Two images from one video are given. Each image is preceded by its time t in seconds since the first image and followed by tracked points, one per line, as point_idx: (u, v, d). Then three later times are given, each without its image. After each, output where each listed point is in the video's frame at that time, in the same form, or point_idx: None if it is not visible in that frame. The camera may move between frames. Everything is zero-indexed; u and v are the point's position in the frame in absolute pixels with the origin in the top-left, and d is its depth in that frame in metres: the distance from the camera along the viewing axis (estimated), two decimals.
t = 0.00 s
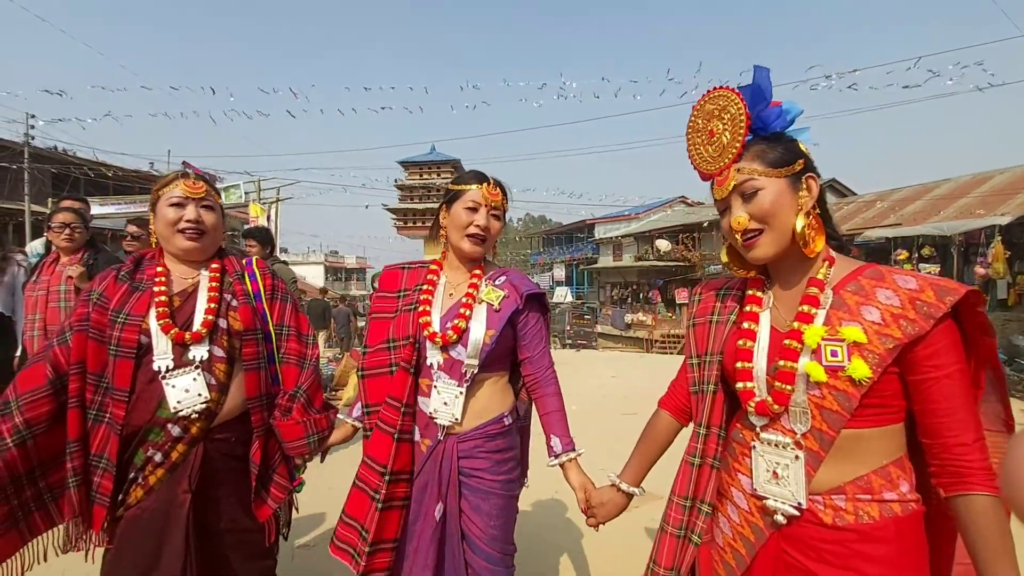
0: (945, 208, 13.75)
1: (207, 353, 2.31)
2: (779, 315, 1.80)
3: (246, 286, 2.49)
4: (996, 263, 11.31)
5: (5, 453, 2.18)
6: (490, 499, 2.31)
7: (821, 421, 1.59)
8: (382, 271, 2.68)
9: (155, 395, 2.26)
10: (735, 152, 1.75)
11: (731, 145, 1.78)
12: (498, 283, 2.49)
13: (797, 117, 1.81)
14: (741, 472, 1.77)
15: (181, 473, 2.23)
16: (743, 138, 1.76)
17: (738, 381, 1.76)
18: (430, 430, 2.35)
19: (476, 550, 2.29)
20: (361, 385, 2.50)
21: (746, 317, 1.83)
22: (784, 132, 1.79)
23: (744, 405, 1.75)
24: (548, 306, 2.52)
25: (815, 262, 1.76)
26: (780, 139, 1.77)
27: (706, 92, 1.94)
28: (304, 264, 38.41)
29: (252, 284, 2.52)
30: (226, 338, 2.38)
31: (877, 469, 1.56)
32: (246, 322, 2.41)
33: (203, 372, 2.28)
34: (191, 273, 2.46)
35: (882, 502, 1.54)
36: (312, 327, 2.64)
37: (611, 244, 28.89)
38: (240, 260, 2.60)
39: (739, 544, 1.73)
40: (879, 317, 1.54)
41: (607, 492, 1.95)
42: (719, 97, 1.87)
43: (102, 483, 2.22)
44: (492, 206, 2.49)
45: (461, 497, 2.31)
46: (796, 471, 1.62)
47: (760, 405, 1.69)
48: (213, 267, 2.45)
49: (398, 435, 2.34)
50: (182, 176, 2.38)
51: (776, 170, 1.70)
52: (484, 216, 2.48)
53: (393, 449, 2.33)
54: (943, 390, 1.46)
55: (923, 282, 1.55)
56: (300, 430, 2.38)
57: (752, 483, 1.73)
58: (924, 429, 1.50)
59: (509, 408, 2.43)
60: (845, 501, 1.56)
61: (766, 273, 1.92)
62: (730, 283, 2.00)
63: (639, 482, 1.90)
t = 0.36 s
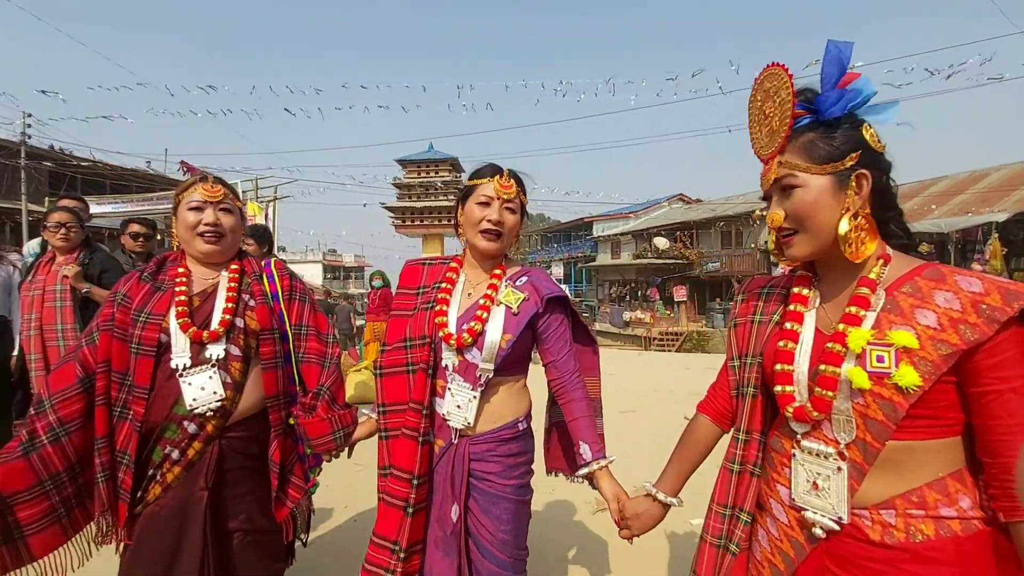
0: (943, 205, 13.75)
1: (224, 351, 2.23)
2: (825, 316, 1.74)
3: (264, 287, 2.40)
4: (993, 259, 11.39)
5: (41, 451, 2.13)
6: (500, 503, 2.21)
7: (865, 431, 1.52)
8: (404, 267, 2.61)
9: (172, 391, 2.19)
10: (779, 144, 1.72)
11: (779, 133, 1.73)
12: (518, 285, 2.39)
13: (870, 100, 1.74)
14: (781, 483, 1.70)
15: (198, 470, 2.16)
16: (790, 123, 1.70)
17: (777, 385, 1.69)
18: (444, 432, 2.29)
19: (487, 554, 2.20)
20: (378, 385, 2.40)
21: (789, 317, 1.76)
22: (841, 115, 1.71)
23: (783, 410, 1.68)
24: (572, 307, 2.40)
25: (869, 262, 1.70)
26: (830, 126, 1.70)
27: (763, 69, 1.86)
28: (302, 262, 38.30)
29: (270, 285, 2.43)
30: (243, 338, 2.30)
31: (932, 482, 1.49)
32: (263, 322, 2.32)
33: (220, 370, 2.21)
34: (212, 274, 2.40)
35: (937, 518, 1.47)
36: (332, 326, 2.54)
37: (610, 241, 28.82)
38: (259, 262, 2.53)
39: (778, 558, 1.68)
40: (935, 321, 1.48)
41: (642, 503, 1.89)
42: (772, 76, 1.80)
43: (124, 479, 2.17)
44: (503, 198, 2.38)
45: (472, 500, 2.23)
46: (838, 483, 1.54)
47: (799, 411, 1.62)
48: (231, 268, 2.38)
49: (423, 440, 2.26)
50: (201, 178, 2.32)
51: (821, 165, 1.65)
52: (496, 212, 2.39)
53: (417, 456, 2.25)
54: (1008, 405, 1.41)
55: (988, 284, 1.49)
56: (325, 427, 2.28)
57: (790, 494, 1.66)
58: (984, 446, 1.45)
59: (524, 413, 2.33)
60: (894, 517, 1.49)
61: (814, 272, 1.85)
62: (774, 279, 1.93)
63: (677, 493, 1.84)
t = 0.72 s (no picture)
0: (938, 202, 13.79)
1: (218, 353, 2.24)
2: (811, 314, 1.76)
3: (259, 287, 2.40)
4: (989, 256, 11.45)
5: (40, 450, 2.13)
6: (492, 504, 2.21)
7: (846, 429, 1.54)
8: (391, 269, 2.62)
9: (167, 391, 2.19)
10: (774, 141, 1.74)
11: (778, 127, 1.75)
12: (509, 284, 2.39)
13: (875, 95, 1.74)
14: (763, 477, 1.72)
15: (193, 470, 2.17)
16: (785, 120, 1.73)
17: (762, 381, 1.71)
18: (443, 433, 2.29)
19: (479, 555, 2.21)
20: (366, 388, 2.37)
21: (777, 313, 1.78)
22: (841, 112, 1.71)
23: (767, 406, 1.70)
24: (563, 305, 2.40)
25: (858, 262, 1.71)
26: (830, 122, 1.71)
27: (770, 58, 1.86)
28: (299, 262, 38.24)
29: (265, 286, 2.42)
30: (238, 339, 2.30)
31: (910, 478, 1.50)
32: (257, 324, 2.32)
33: (213, 372, 2.21)
34: (206, 275, 2.40)
35: (913, 512, 1.48)
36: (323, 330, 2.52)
37: (607, 240, 28.86)
38: (255, 262, 2.51)
39: (760, 551, 1.69)
40: (918, 323, 1.49)
41: (633, 499, 1.89)
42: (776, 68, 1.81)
43: (119, 480, 2.16)
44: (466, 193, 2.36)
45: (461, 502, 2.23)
46: (818, 479, 1.57)
47: (782, 408, 1.65)
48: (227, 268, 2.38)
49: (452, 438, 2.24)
50: (199, 177, 2.33)
51: (812, 164, 1.66)
52: (462, 207, 2.36)
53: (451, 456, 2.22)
54: (991, 405, 1.43)
55: (973, 287, 1.50)
56: (302, 434, 2.28)
57: (772, 488, 1.68)
58: (969, 445, 1.47)
59: (514, 413, 2.33)
60: (872, 511, 1.51)
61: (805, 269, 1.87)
62: (764, 275, 1.94)
63: (669, 488, 1.84)
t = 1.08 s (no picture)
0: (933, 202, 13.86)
1: (190, 357, 2.34)
2: (760, 313, 1.85)
3: (234, 291, 2.50)
4: (984, 255, 11.62)
5: (3, 454, 2.24)
6: (457, 508, 2.31)
7: (787, 421, 1.64)
8: (350, 278, 2.68)
9: (137, 397, 2.29)
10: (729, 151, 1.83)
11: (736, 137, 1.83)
12: (464, 283, 2.45)
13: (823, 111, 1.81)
14: (710, 465, 1.82)
15: (165, 476, 2.28)
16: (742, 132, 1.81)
17: (713, 375, 1.81)
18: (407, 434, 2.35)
19: (447, 561, 2.30)
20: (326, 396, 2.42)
21: (728, 312, 1.88)
22: (793, 126, 1.79)
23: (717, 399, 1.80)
24: (517, 304, 2.49)
25: (805, 266, 1.81)
26: (782, 136, 1.78)
27: (731, 71, 1.93)
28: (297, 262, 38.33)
29: (241, 289, 2.52)
30: (212, 343, 2.41)
31: (836, 464, 1.61)
32: (231, 327, 2.42)
33: (186, 376, 2.31)
34: (180, 277, 2.50)
35: (840, 496, 1.60)
36: (297, 335, 2.64)
37: (604, 240, 29.02)
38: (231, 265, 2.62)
39: (704, 533, 1.79)
40: (854, 326, 1.59)
41: (592, 487, 2.00)
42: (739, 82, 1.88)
43: (86, 486, 2.26)
44: (408, 197, 2.43)
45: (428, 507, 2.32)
46: (759, 467, 1.67)
47: (730, 401, 1.74)
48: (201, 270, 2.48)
49: (404, 442, 2.30)
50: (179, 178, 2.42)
51: (766, 175, 1.74)
52: (405, 212, 2.43)
53: (403, 461, 2.29)
54: (914, 400, 1.54)
55: (904, 296, 1.60)
56: (269, 443, 2.37)
57: (716, 475, 1.79)
58: (892, 434, 1.58)
59: (477, 417, 2.42)
60: (803, 494, 1.62)
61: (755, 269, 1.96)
62: (716, 274, 2.05)
63: (625, 476, 1.97)
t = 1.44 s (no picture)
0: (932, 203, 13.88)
1: (171, 356, 2.44)
2: (732, 313, 1.89)
3: (209, 289, 2.61)
4: (982, 255, 11.67)
5: None
6: (431, 505, 2.36)
7: (761, 413, 1.64)
8: (319, 283, 2.77)
9: (117, 397, 2.37)
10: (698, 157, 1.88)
11: (703, 147, 1.88)
12: (424, 282, 2.50)
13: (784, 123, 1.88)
14: (685, 457, 1.77)
15: (144, 477, 2.35)
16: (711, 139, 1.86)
17: (689, 372, 1.80)
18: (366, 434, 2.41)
19: (424, 561, 2.34)
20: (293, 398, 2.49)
21: (700, 311, 1.92)
22: (758, 137, 1.86)
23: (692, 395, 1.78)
24: (477, 299, 2.52)
25: (770, 269, 1.87)
26: (748, 147, 1.85)
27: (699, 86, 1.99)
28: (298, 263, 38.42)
29: (216, 287, 2.65)
30: (192, 342, 2.51)
31: (802, 451, 1.63)
32: (212, 326, 2.55)
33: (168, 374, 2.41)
34: (150, 275, 2.57)
35: (805, 480, 1.61)
36: (270, 333, 2.79)
37: (604, 240, 29.06)
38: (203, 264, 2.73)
39: (679, 525, 1.73)
40: (820, 324, 1.64)
41: (554, 483, 2.06)
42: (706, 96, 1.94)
43: (55, 492, 2.30)
44: (364, 199, 2.47)
45: (400, 505, 2.37)
46: (735, 458, 1.65)
47: (707, 396, 1.72)
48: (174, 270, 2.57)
49: (361, 444, 2.36)
50: (154, 178, 2.47)
51: (735, 182, 1.81)
52: (362, 214, 2.48)
53: (360, 461, 2.34)
54: (871, 390, 1.61)
55: (862, 296, 1.67)
56: (242, 439, 2.47)
57: (693, 467, 1.74)
58: (851, 424, 1.63)
59: (447, 414, 2.46)
60: (773, 479, 1.62)
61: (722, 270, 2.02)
62: (685, 275, 2.08)
63: (587, 470, 2.01)
